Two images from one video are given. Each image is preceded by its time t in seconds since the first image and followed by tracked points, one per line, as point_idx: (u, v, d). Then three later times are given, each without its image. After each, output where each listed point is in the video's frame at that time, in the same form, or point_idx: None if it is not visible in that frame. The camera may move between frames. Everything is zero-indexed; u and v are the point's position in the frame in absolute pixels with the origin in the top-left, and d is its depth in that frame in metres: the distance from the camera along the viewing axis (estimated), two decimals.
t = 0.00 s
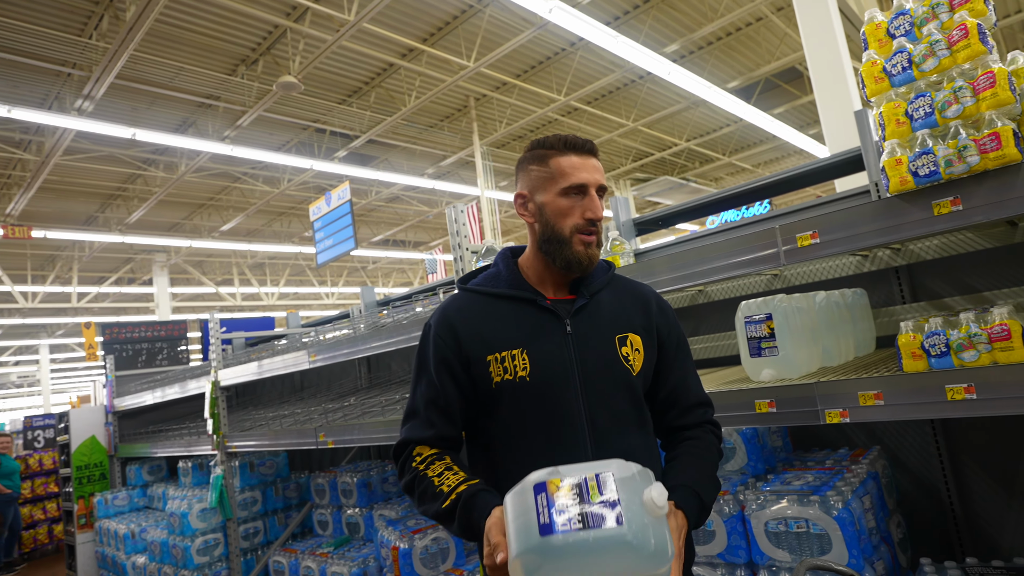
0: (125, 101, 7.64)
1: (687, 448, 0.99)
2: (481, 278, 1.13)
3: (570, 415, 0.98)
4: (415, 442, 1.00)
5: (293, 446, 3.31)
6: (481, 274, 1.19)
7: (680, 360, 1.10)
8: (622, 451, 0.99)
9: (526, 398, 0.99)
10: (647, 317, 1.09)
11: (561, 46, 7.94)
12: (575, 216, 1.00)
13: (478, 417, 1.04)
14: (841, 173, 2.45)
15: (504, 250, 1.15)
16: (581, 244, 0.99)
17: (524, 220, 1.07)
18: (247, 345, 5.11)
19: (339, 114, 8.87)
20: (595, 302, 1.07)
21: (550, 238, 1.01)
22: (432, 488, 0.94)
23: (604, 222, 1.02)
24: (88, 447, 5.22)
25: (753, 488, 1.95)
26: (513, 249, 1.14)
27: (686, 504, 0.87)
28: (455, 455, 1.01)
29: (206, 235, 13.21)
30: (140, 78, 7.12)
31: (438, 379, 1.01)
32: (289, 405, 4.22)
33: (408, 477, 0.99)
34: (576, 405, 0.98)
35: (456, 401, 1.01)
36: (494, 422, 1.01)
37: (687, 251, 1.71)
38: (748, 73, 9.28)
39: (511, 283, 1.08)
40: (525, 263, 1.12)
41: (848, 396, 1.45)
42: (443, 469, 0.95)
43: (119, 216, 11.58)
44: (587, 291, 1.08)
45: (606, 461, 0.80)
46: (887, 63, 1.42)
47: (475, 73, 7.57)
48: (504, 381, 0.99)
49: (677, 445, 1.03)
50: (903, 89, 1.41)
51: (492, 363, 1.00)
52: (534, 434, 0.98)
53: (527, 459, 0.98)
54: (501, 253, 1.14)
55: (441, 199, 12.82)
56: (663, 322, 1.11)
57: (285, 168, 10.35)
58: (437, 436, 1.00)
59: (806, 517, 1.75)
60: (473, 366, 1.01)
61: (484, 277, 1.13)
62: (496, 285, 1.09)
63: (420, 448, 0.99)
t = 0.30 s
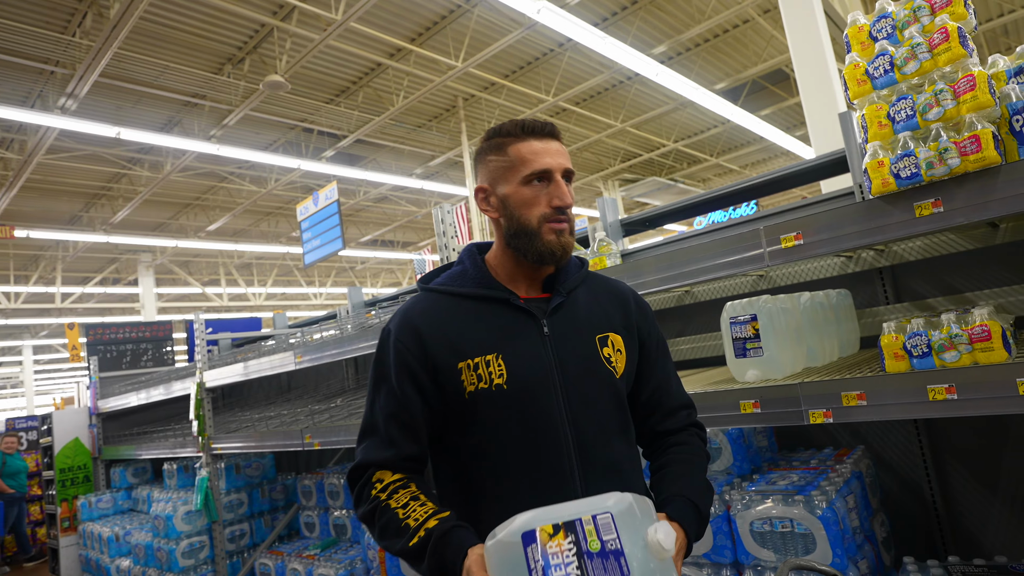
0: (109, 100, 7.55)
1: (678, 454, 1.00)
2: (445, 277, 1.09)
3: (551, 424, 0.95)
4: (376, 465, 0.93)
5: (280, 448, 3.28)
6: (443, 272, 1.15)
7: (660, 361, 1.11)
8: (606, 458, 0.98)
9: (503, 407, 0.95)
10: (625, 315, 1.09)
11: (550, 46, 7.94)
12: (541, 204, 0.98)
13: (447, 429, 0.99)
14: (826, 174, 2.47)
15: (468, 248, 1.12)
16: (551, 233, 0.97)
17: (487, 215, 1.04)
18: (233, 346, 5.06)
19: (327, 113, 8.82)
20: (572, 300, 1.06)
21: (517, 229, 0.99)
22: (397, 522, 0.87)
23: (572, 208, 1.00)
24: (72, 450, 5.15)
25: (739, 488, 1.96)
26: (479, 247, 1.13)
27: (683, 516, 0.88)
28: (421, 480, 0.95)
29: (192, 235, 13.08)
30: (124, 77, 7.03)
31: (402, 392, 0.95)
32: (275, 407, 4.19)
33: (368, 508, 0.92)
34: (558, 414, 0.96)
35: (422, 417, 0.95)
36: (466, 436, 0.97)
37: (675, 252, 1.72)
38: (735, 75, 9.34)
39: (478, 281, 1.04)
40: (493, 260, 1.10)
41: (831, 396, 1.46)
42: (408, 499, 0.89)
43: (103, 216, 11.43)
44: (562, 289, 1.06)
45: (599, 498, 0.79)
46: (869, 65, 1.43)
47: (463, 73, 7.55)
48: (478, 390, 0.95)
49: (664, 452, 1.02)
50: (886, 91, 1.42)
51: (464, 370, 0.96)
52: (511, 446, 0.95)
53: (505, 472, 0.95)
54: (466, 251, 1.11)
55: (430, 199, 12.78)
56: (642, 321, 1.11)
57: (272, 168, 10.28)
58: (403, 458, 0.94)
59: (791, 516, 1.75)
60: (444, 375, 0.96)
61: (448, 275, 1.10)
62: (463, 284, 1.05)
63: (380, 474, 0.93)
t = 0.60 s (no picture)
0: (107, 100, 7.54)
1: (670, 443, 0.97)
2: (410, 280, 1.09)
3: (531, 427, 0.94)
4: (341, 483, 0.89)
5: (278, 449, 3.28)
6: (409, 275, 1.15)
7: (645, 356, 1.11)
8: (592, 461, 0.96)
9: (477, 412, 0.93)
10: (605, 311, 1.09)
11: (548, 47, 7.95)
12: (479, 207, 0.90)
13: (419, 440, 0.96)
14: (823, 174, 2.47)
15: (432, 249, 1.11)
16: (492, 238, 0.91)
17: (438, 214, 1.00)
18: (232, 346, 5.06)
19: (325, 114, 8.81)
20: (545, 296, 1.06)
21: (461, 233, 0.93)
22: (370, 523, 0.81)
23: (516, 206, 0.91)
24: (71, 450, 5.14)
25: (737, 488, 1.96)
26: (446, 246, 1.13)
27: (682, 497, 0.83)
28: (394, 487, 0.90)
29: (191, 235, 13.07)
30: (123, 77, 7.03)
31: (368, 404, 0.92)
32: (273, 407, 4.18)
33: (338, 525, 0.86)
34: (536, 416, 0.94)
35: (393, 430, 0.92)
36: (440, 444, 0.95)
37: (672, 252, 1.72)
38: (733, 74, 9.34)
39: (443, 284, 1.04)
40: (459, 260, 1.08)
41: (829, 396, 1.46)
42: (380, 499, 0.84)
43: (102, 217, 11.43)
44: (535, 288, 1.06)
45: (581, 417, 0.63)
46: (866, 66, 1.43)
47: (462, 72, 7.55)
48: (450, 397, 0.93)
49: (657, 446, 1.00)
50: (883, 91, 1.42)
51: (432, 377, 0.94)
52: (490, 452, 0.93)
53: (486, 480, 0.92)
54: (430, 251, 1.10)
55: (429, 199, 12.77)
56: (623, 316, 1.11)
57: (271, 168, 10.26)
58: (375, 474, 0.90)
59: (789, 516, 1.75)
60: (412, 382, 0.94)
61: (413, 278, 1.10)
62: (428, 286, 1.05)
63: (348, 486, 0.88)
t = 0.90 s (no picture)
0: (110, 97, 7.55)
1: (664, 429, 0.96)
2: (409, 282, 1.11)
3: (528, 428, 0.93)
4: (336, 475, 0.91)
5: (279, 446, 3.29)
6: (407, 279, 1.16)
7: (649, 357, 1.09)
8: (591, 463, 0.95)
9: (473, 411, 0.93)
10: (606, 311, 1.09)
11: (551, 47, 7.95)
12: (473, 218, 0.92)
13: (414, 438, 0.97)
14: (824, 178, 2.48)
15: (431, 250, 1.12)
16: (484, 250, 0.93)
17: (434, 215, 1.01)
18: (233, 343, 5.05)
19: (328, 112, 8.82)
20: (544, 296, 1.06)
21: (454, 241, 0.96)
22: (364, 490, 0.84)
23: (509, 219, 0.92)
24: (72, 446, 5.14)
25: (737, 489, 1.97)
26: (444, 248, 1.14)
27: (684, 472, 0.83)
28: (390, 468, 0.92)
29: (192, 232, 13.07)
30: (126, 74, 7.04)
31: (363, 402, 0.94)
32: (274, 405, 4.19)
33: (336, 509, 0.88)
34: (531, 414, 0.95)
35: (391, 426, 0.93)
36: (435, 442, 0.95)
37: (673, 254, 1.74)
38: (735, 76, 9.35)
39: (440, 287, 1.05)
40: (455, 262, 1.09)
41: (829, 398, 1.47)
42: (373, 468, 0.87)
43: (104, 213, 11.44)
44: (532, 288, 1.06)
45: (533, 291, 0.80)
46: (869, 71, 1.44)
47: (464, 72, 7.55)
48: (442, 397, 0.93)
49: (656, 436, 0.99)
50: (885, 96, 1.43)
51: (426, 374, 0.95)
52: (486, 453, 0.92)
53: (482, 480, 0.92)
54: (428, 253, 1.12)
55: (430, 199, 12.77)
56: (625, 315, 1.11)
57: (273, 166, 10.27)
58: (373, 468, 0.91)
59: (788, 517, 1.76)
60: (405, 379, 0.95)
61: (411, 280, 1.11)
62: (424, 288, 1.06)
63: (344, 472, 0.90)
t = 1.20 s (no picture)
0: (115, 93, 7.57)
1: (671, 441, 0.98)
2: (418, 280, 1.13)
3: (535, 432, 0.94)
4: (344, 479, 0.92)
5: (280, 443, 3.30)
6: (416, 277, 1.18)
7: (657, 363, 1.10)
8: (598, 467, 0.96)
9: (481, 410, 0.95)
10: (612, 313, 1.11)
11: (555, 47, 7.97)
12: (497, 209, 0.93)
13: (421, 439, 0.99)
14: (825, 182, 2.49)
15: (440, 249, 1.14)
16: (507, 240, 0.93)
17: (451, 211, 1.02)
18: (234, 340, 5.07)
19: (332, 110, 8.84)
20: (552, 295, 1.07)
21: (474, 234, 0.96)
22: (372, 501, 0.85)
23: (532, 210, 0.93)
24: (74, 441, 5.22)
25: (737, 490, 1.99)
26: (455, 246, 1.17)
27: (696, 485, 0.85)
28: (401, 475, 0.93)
29: (195, 228, 13.10)
30: (131, 71, 7.06)
31: (372, 403, 0.96)
32: (276, 402, 4.21)
33: (347, 512, 0.90)
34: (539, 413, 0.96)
35: (398, 426, 0.95)
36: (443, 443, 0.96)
37: (676, 256, 1.76)
38: (739, 79, 9.35)
39: (448, 284, 1.07)
40: (467, 260, 1.10)
41: (828, 401, 1.49)
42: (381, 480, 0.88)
43: (107, 208, 11.47)
44: (542, 287, 1.07)
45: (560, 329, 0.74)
46: (871, 77, 1.46)
47: (468, 72, 7.56)
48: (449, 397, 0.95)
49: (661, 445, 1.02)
50: (887, 102, 1.45)
51: (433, 376, 0.96)
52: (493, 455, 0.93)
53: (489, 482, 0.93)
54: (437, 252, 1.13)
55: (432, 198, 12.79)
56: (634, 318, 1.12)
57: (276, 163, 10.28)
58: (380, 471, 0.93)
59: (786, 518, 1.77)
60: (413, 380, 0.97)
61: (420, 278, 1.13)
62: (433, 286, 1.08)
63: (355, 477, 0.92)
